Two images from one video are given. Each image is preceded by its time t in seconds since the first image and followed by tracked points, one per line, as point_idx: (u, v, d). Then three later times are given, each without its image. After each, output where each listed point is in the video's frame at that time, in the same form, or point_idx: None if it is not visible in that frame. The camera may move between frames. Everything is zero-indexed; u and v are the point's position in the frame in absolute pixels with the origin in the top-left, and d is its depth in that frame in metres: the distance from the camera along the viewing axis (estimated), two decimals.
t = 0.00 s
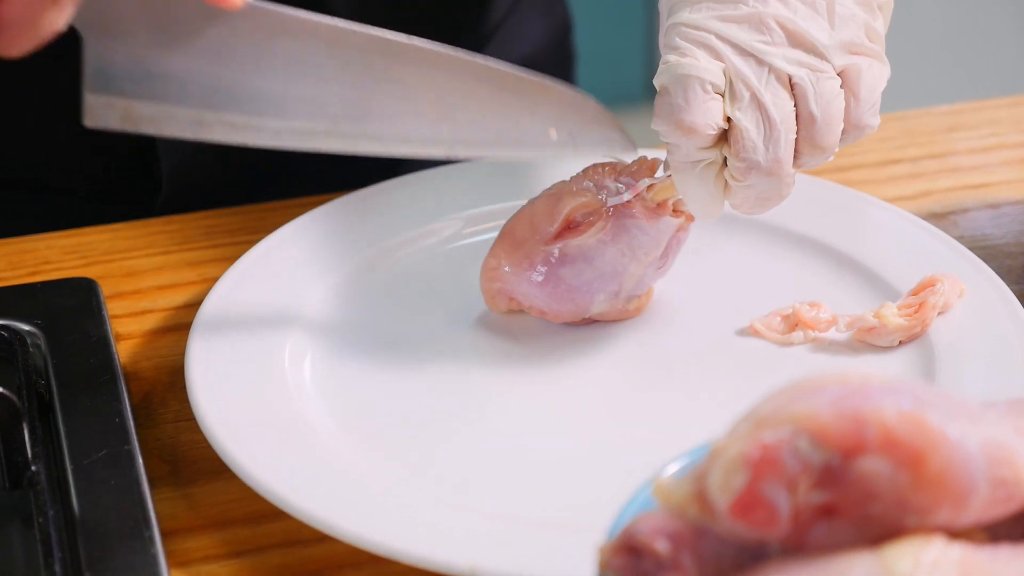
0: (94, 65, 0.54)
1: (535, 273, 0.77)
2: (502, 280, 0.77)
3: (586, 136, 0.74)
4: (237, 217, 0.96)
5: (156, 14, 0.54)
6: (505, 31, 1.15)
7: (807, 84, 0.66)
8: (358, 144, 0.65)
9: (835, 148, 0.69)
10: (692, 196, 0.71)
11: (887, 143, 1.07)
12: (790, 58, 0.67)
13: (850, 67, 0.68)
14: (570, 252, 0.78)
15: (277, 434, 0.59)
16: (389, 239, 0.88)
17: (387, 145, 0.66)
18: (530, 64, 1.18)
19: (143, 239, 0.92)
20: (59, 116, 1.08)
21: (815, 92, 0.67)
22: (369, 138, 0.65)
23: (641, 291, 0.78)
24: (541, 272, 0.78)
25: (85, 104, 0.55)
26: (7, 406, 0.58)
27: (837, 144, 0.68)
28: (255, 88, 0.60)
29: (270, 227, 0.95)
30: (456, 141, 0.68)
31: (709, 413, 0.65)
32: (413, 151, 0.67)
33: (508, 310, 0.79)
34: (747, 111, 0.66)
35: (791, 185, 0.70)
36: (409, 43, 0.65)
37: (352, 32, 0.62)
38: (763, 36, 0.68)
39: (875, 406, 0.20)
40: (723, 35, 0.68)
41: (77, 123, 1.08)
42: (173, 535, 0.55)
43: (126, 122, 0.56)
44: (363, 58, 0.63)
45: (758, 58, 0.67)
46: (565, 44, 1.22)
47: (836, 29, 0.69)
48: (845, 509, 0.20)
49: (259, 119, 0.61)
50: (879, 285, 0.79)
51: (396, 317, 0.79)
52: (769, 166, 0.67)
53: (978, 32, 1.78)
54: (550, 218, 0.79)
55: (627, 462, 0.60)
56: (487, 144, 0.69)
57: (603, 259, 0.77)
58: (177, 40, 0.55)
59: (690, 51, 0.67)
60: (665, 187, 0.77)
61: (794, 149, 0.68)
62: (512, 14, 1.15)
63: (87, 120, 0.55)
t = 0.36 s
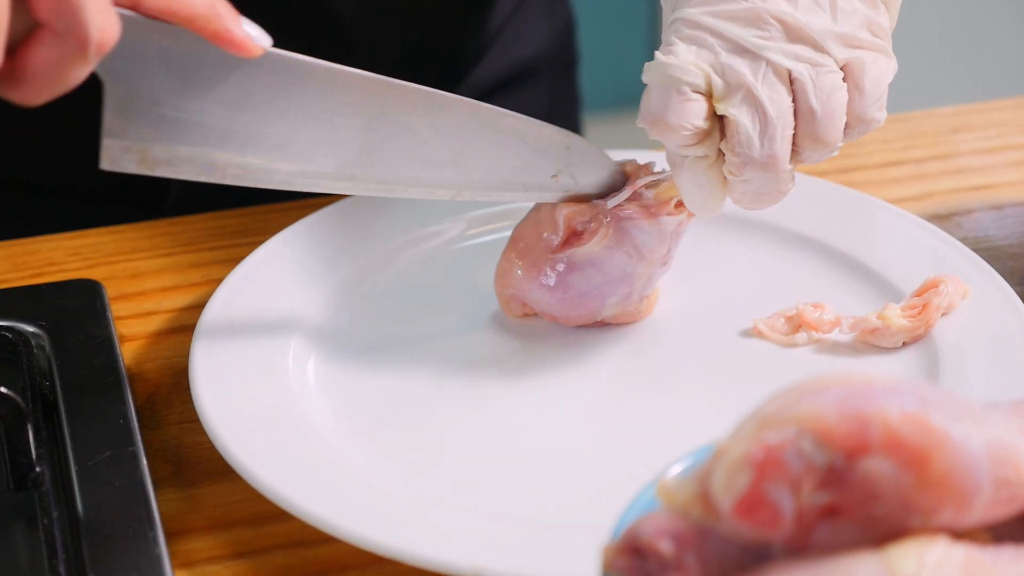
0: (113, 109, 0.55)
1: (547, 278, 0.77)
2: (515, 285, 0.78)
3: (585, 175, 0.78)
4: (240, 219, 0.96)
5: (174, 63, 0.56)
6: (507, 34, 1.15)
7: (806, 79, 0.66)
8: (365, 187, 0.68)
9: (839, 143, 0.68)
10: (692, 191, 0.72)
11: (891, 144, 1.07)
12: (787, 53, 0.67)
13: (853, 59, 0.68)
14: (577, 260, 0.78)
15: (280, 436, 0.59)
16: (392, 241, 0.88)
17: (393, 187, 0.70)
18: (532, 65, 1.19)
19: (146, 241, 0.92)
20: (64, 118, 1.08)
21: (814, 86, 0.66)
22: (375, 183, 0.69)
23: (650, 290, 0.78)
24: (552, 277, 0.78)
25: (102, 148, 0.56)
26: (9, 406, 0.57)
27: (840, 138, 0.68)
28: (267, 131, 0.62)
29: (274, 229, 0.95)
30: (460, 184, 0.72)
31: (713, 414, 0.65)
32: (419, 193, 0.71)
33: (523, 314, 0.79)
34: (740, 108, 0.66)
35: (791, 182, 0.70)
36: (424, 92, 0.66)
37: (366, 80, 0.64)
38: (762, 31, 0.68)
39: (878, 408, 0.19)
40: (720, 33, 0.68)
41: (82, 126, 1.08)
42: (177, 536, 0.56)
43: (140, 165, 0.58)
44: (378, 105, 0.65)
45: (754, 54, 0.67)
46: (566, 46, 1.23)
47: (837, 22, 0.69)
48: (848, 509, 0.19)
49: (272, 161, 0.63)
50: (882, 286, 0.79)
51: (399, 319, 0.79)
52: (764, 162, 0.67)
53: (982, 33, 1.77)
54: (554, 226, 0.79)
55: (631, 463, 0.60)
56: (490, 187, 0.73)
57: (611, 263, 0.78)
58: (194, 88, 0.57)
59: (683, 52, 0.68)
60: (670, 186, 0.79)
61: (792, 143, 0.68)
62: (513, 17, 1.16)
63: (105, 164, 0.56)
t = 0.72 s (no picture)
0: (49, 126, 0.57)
1: (538, 289, 0.77)
2: (507, 294, 0.78)
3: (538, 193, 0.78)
4: (238, 223, 0.96)
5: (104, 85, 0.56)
6: (506, 39, 1.16)
7: (798, 90, 0.66)
8: (308, 204, 0.69)
9: (835, 151, 0.69)
10: (687, 203, 0.72)
11: (888, 148, 1.07)
12: (780, 64, 0.67)
13: (845, 69, 0.68)
14: (567, 272, 0.78)
15: (278, 441, 0.59)
16: (390, 245, 0.88)
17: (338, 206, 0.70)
18: (532, 69, 1.20)
19: (143, 245, 0.92)
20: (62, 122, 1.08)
21: (807, 96, 0.66)
22: (317, 202, 0.69)
23: (641, 295, 0.77)
24: (543, 287, 0.77)
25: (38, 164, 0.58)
26: (7, 410, 0.57)
27: (835, 147, 0.68)
28: (206, 149, 0.62)
29: (271, 233, 0.95)
30: (406, 204, 0.73)
31: (710, 417, 0.65)
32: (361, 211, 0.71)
33: (516, 322, 0.79)
34: (734, 119, 0.66)
35: (790, 190, 0.70)
36: (367, 113, 0.66)
37: (309, 104, 0.63)
38: (751, 43, 0.68)
39: (875, 411, 0.19)
40: (710, 46, 0.68)
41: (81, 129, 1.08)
42: (173, 541, 0.55)
43: (78, 180, 0.59)
44: (322, 129, 0.64)
45: (746, 66, 0.67)
46: (565, 52, 1.23)
47: (829, 32, 0.68)
48: (845, 513, 0.19)
49: (214, 179, 0.64)
50: (880, 290, 0.79)
51: (396, 324, 0.79)
52: (760, 172, 0.67)
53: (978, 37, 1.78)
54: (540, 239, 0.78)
55: (628, 467, 0.60)
56: (434, 207, 0.74)
57: (602, 273, 0.77)
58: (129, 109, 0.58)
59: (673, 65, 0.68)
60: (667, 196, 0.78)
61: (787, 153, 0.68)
62: (514, 20, 1.16)
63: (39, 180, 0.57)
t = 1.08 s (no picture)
0: (82, 107, 0.57)
1: (543, 281, 0.77)
2: (511, 289, 0.77)
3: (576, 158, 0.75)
4: (236, 221, 0.96)
5: (139, 60, 0.58)
6: (502, 35, 1.15)
7: (799, 79, 0.66)
8: (353, 172, 0.67)
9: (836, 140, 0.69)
10: (690, 194, 0.72)
11: (885, 146, 1.07)
12: (780, 52, 0.67)
13: (845, 58, 0.68)
14: (575, 263, 0.78)
15: (276, 437, 0.59)
16: (388, 242, 0.88)
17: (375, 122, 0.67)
18: (526, 66, 1.19)
19: (141, 242, 0.92)
20: (59, 118, 1.08)
21: (808, 85, 0.67)
22: (361, 168, 0.67)
23: (646, 296, 0.77)
24: (548, 279, 0.77)
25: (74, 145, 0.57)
26: (4, 407, 0.57)
27: (836, 135, 0.68)
28: (241, 121, 0.62)
29: (269, 230, 0.95)
30: (446, 166, 0.70)
31: (707, 414, 0.66)
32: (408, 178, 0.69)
33: (520, 318, 0.79)
34: (735, 108, 0.67)
35: (790, 181, 0.70)
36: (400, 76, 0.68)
37: (338, 65, 0.65)
38: (752, 31, 0.68)
39: (870, 407, 0.19)
40: (710, 36, 0.69)
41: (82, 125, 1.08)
42: (171, 537, 0.55)
43: (114, 161, 0.59)
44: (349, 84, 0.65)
45: (746, 56, 0.67)
46: (562, 46, 1.23)
47: (829, 21, 0.68)
48: (841, 508, 0.19)
49: (251, 152, 0.63)
50: (877, 288, 0.79)
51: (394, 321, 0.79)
52: (761, 160, 0.67)
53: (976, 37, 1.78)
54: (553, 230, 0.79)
55: (626, 464, 0.61)
56: (479, 168, 0.71)
57: (611, 267, 0.77)
58: (157, 80, 0.59)
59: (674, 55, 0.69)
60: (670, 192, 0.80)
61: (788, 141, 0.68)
62: (508, 17, 1.15)
63: (77, 159, 0.57)
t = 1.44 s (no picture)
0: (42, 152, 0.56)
1: (551, 284, 0.77)
2: (520, 290, 0.78)
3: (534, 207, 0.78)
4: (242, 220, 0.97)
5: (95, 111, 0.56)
6: (506, 31, 1.16)
7: (812, 79, 0.67)
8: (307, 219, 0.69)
9: (848, 139, 0.69)
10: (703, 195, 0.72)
11: (889, 146, 1.07)
12: (793, 53, 0.67)
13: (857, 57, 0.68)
14: (583, 263, 0.78)
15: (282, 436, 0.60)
16: (393, 241, 0.88)
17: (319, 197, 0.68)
18: (529, 63, 1.20)
19: (148, 242, 0.92)
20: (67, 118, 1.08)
21: (820, 85, 0.67)
22: (313, 218, 0.69)
23: (654, 293, 0.78)
24: (556, 281, 0.77)
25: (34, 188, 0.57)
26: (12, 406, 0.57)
27: (848, 134, 0.69)
28: (202, 168, 0.62)
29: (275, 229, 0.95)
30: (403, 216, 0.72)
31: (712, 413, 0.66)
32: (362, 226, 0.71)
33: (531, 317, 0.80)
34: (748, 108, 0.67)
35: (803, 179, 0.71)
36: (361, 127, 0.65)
37: (302, 117, 0.63)
38: (765, 33, 0.68)
39: (874, 404, 0.19)
40: (723, 37, 0.69)
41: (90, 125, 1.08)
42: (178, 535, 0.56)
43: (73, 203, 0.59)
44: (314, 143, 0.64)
45: (759, 56, 0.67)
46: (565, 44, 1.23)
47: (841, 21, 0.68)
48: (846, 505, 0.19)
49: (209, 199, 0.64)
50: (881, 287, 0.79)
51: (399, 320, 0.79)
52: (776, 160, 0.67)
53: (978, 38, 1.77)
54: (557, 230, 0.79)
55: (630, 462, 0.61)
56: (432, 219, 0.73)
57: (619, 266, 0.78)
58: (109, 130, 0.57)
59: (687, 56, 0.69)
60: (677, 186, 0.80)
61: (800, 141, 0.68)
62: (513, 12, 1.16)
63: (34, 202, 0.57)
